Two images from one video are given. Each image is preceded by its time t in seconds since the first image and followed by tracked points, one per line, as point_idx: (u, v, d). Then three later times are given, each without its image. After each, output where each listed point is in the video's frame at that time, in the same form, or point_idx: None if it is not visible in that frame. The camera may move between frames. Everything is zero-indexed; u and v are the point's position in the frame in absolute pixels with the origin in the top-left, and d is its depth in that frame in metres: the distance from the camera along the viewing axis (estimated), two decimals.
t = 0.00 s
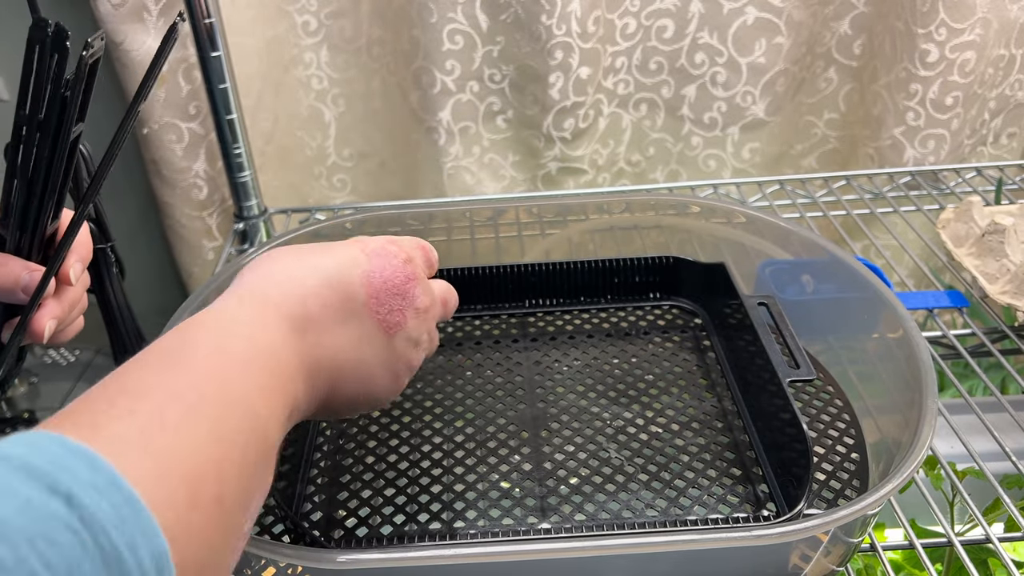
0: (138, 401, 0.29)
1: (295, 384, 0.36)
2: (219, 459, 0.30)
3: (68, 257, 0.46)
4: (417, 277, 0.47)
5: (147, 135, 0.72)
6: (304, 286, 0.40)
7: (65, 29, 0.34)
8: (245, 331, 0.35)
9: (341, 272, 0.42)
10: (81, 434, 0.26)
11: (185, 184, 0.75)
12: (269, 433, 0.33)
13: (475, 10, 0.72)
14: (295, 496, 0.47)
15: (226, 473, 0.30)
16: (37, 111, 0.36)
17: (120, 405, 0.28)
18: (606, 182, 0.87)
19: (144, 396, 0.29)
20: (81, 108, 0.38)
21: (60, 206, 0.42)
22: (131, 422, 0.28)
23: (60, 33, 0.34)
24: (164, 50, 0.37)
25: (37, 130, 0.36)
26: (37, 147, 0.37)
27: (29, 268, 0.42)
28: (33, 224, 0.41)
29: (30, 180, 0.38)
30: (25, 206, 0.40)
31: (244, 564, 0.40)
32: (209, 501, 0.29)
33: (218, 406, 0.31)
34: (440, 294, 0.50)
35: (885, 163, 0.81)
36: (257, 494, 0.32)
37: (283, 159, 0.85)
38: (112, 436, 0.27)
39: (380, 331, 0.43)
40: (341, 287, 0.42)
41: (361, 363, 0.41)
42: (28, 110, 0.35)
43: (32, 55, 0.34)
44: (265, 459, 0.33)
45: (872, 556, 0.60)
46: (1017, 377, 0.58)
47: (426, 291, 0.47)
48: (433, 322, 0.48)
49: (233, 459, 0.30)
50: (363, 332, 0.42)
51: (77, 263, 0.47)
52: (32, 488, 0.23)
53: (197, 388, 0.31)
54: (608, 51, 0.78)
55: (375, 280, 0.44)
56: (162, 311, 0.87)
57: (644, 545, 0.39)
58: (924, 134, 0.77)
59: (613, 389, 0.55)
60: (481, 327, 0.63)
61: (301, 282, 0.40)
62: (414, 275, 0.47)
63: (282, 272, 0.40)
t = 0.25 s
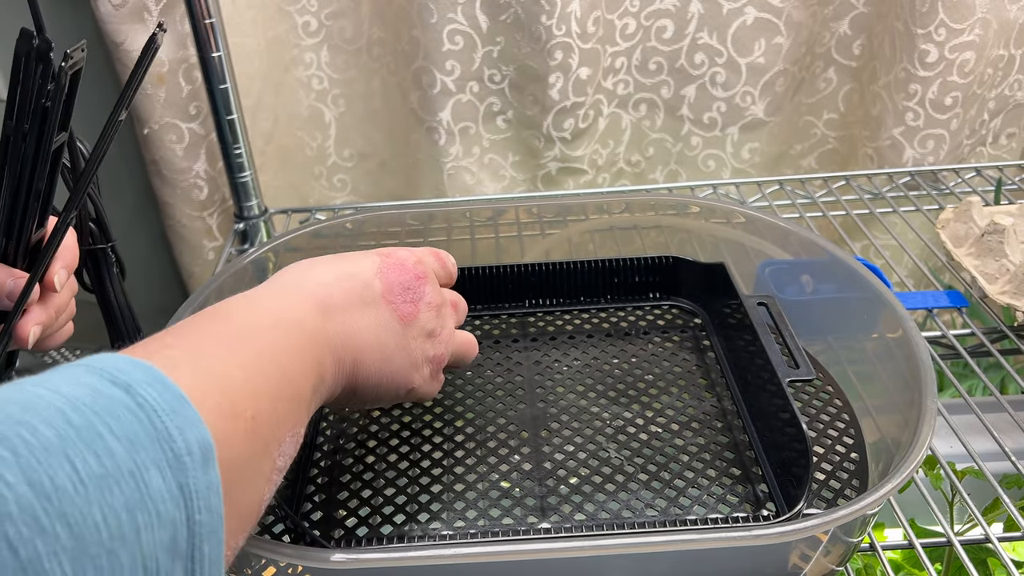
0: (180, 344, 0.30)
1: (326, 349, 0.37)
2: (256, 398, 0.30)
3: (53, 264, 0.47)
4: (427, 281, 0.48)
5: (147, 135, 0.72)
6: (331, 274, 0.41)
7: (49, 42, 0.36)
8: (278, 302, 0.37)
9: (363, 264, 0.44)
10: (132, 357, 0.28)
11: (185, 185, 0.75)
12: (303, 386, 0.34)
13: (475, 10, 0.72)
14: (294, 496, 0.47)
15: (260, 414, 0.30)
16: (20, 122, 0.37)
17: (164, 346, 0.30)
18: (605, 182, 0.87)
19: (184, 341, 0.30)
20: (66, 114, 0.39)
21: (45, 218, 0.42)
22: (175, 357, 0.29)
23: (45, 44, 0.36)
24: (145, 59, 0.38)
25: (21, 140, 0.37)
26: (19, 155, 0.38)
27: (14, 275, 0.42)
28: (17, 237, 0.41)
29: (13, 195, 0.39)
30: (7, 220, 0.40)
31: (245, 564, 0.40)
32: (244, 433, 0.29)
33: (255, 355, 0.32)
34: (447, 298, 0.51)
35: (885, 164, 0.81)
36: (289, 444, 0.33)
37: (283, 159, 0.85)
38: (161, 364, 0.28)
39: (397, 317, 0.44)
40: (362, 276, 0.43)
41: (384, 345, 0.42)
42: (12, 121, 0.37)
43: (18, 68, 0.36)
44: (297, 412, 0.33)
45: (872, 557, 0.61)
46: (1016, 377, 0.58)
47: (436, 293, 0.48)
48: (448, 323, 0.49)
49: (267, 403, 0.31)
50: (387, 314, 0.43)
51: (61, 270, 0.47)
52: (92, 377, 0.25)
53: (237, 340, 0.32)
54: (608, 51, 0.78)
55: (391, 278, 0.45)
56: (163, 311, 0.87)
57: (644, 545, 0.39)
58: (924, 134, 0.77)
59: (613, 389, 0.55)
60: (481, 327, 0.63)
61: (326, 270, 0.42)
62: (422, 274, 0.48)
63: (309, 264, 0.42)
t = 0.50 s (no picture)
0: (178, 348, 0.30)
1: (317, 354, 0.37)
2: (255, 398, 0.31)
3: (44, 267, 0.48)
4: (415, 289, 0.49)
5: (148, 135, 0.72)
6: (319, 283, 0.42)
7: (43, 46, 0.36)
8: (269, 310, 0.37)
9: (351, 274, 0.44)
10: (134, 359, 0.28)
11: (185, 185, 0.75)
12: (297, 389, 0.34)
13: (475, 10, 0.72)
14: (295, 496, 0.47)
15: (259, 414, 0.31)
16: (14, 124, 0.37)
17: (163, 349, 0.30)
18: (605, 182, 0.87)
19: (182, 344, 0.31)
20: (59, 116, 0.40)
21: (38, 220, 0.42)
22: (175, 359, 0.29)
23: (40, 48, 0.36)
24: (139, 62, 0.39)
25: (16, 142, 0.37)
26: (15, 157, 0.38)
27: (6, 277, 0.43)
28: (11, 236, 0.41)
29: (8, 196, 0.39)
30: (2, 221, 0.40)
31: (245, 564, 0.40)
32: (245, 432, 0.29)
33: (251, 358, 0.32)
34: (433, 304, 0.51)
35: (885, 163, 0.81)
36: (284, 445, 0.33)
37: (283, 159, 0.85)
38: (162, 365, 0.28)
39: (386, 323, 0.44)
40: (350, 285, 0.43)
41: (373, 352, 0.42)
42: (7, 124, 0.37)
43: (12, 71, 0.36)
44: (292, 414, 0.34)
45: (872, 556, 0.61)
46: (1016, 377, 0.58)
47: (423, 300, 0.49)
48: (435, 329, 0.49)
49: (265, 403, 0.31)
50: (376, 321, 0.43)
51: (53, 274, 0.49)
52: (104, 379, 0.25)
53: (233, 344, 0.32)
54: (608, 51, 0.78)
55: (379, 286, 0.45)
56: (163, 311, 0.87)
57: (644, 545, 0.39)
58: (923, 134, 0.77)
59: (612, 389, 0.55)
60: (482, 327, 0.63)
61: (314, 280, 0.42)
62: (408, 282, 0.48)
63: (297, 275, 0.42)
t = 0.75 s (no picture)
0: (179, 352, 0.30)
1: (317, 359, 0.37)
2: (257, 401, 0.31)
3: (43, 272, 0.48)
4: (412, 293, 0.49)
5: (148, 135, 0.72)
6: (318, 290, 0.42)
7: (44, 52, 0.36)
8: (269, 315, 0.37)
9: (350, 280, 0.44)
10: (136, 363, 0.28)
11: (186, 185, 0.75)
12: (297, 393, 0.34)
13: (475, 10, 0.72)
14: (295, 496, 0.47)
15: (261, 416, 0.31)
16: (15, 129, 0.37)
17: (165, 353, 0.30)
18: (605, 182, 0.87)
19: (183, 349, 0.31)
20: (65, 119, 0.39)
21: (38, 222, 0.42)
22: (177, 363, 0.29)
23: (40, 54, 0.35)
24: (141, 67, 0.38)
25: (16, 147, 0.38)
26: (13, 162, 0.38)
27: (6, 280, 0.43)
28: (10, 239, 0.41)
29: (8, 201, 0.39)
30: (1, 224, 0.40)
31: (246, 564, 0.41)
32: (247, 433, 0.29)
33: (252, 362, 0.32)
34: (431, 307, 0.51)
35: (885, 164, 0.81)
36: (286, 449, 0.33)
37: (283, 160, 0.85)
38: (166, 368, 0.28)
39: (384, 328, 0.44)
40: (348, 291, 0.44)
41: (372, 356, 0.42)
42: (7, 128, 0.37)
43: (12, 76, 0.36)
44: (293, 418, 0.34)
45: (871, 556, 0.61)
46: (1016, 377, 0.58)
47: (420, 303, 0.49)
48: (432, 332, 0.50)
49: (267, 406, 0.31)
50: (374, 326, 0.43)
51: (54, 278, 0.49)
52: (110, 382, 0.25)
53: (235, 348, 0.32)
54: (608, 51, 0.78)
55: (377, 291, 0.45)
56: (163, 311, 0.87)
57: (644, 545, 0.39)
58: (923, 134, 0.77)
59: (612, 389, 0.55)
60: (482, 327, 0.63)
61: (312, 287, 0.42)
62: (405, 286, 0.48)
63: (296, 282, 0.42)
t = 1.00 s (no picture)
0: (175, 352, 0.30)
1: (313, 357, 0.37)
2: (252, 400, 0.31)
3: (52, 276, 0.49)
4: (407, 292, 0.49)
5: (147, 135, 0.72)
6: (313, 288, 0.42)
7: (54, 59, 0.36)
8: (265, 314, 0.37)
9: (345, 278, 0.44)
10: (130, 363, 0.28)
11: (185, 185, 0.75)
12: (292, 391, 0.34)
13: (475, 10, 0.72)
14: (295, 496, 0.47)
15: (257, 416, 0.31)
16: (25, 134, 0.37)
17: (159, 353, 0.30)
18: (605, 182, 0.87)
19: (178, 348, 0.31)
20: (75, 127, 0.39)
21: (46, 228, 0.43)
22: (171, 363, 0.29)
23: (49, 60, 0.36)
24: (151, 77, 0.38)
25: (22, 152, 0.38)
26: (19, 166, 0.38)
27: (14, 284, 0.44)
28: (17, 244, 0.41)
29: (14, 205, 0.39)
30: (7, 226, 0.41)
31: (245, 564, 0.41)
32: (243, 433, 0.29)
33: (247, 361, 0.32)
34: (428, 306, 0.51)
35: (885, 164, 0.81)
36: (282, 447, 0.33)
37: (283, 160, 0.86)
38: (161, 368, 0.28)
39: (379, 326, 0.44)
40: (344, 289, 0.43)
41: (367, 354, 0.42)
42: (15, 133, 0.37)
43: (23, 83, 0.36)
44: (289, 416, 0.34)
45: (871, 556, 0.61)
46: (1016, 377, 0.58)
47: (416, 301, 0.49)
48: (429, 329, 0.50)
49: (262, 404, 0.31)
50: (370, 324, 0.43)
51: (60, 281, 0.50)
52: (107, 383, 0.25)
53: (230, 347, 0.32)
54: (608, 51, 0.78)
55: (372, 290, 0.45)
56: (163, 311, 0.87)
57: (644, 545, 0.39)
58: (923, 134, 0.77)
59: (612, 389, 0.55)
60: (482, 326, 0.63)
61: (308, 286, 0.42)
62: (399, 284, 0.48)
63: (292, 280, 0.42)
